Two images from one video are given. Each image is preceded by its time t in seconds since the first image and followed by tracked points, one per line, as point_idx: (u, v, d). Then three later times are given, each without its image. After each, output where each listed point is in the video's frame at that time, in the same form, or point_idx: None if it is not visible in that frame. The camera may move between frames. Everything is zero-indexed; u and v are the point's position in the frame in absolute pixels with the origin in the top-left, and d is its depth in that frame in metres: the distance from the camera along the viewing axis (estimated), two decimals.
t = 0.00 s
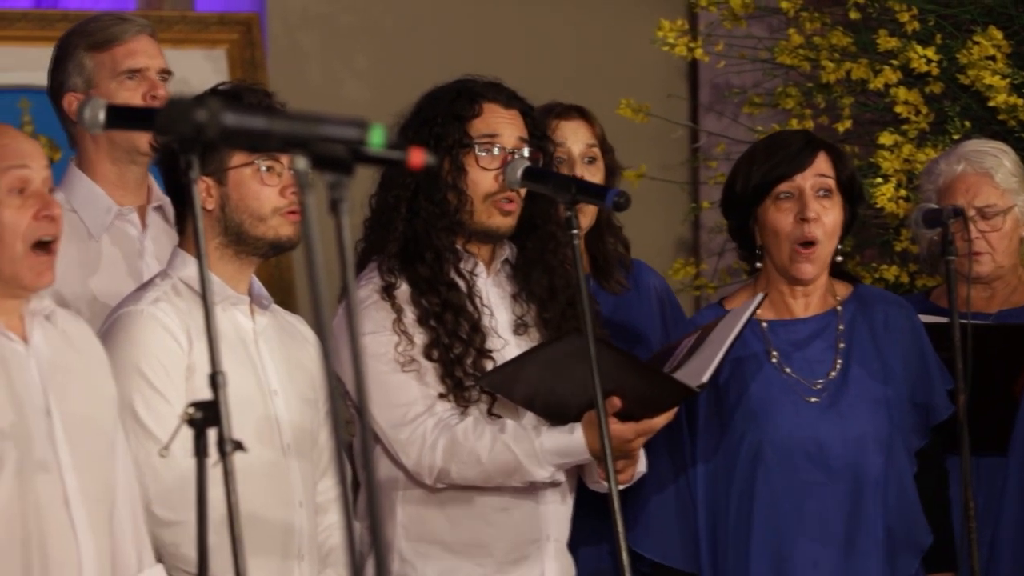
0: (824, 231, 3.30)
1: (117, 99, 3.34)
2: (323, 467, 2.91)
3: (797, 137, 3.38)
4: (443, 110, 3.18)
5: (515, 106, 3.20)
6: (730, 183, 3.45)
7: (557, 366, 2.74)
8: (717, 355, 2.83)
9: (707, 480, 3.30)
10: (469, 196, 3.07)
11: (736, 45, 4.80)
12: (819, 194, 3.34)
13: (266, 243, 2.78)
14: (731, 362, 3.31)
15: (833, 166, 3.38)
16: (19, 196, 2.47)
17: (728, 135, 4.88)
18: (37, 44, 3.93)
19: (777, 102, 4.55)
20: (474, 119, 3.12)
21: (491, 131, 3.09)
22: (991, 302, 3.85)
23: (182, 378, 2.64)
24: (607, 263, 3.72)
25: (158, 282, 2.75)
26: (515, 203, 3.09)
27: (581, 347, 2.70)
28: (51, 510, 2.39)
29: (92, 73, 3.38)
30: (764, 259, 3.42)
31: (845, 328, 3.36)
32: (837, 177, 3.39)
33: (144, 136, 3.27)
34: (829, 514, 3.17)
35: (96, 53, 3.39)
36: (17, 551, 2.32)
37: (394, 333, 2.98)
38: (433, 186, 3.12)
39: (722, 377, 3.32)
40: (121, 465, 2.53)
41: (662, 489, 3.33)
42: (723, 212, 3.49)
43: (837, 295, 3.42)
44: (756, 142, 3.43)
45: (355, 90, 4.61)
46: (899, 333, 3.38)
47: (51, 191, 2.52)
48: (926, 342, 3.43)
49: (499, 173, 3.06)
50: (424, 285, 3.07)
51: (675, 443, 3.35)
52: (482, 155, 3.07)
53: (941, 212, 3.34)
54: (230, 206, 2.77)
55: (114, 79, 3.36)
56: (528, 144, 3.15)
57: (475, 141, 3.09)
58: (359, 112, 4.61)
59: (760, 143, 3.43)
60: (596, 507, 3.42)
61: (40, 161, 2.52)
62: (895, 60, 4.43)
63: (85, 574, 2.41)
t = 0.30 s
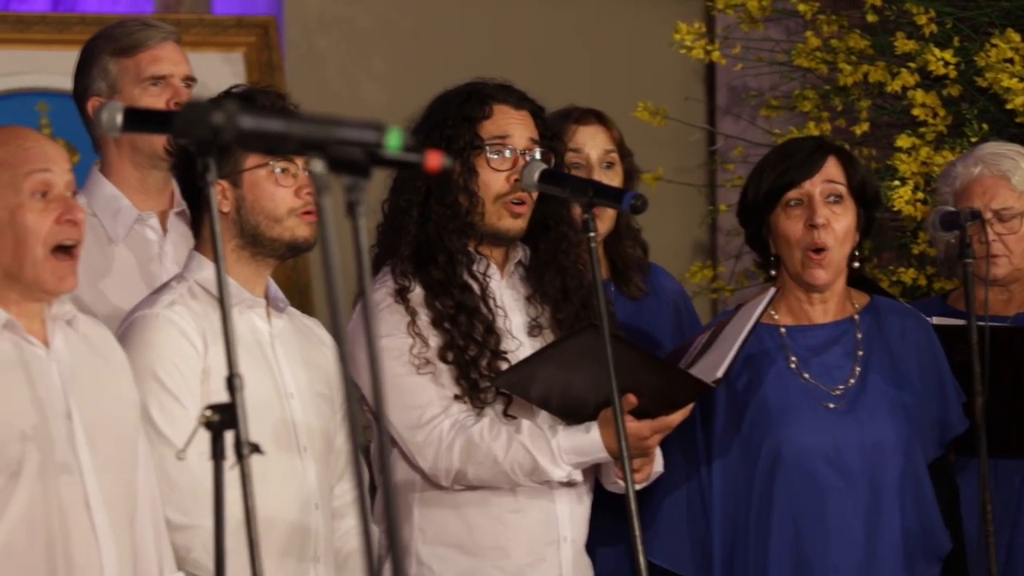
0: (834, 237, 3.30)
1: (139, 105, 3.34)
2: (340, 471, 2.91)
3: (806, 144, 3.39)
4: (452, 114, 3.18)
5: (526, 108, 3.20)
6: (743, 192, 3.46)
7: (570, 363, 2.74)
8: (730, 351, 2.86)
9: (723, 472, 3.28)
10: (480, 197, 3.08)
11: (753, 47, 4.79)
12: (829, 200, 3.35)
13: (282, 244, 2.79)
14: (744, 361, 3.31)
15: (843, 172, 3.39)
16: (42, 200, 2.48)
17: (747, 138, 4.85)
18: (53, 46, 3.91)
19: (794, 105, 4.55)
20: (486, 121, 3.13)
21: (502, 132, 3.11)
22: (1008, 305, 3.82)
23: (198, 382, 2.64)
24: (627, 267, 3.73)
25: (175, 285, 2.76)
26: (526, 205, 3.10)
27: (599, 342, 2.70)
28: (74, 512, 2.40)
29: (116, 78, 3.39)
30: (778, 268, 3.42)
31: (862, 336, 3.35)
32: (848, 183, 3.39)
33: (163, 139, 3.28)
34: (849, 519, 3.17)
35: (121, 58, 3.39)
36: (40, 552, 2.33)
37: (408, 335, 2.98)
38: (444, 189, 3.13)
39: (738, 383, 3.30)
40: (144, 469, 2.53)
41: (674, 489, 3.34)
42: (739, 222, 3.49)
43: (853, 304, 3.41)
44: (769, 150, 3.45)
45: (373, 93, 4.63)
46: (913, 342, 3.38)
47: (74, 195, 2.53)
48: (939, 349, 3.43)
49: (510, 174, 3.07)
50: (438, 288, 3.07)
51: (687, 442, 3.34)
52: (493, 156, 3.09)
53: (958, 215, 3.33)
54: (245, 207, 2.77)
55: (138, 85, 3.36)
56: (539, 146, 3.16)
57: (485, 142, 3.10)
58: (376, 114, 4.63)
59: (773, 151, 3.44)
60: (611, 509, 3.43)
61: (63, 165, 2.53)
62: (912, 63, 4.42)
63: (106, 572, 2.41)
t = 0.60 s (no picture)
0: (857, 239, 3.30)
1: (156, 108, 3.34)
2: (357, 478, 2.90)
3: (827, 148, 3.39)
4: (468, 116, 3.19)
5: (541, 114, 3.20)
6: (759, 193, 3.45)
7: (584, 364, 2.74)
8: (746, 353, 2.87)
9: (738, 481, 3.27)
10: (494, 203, 3.08)
11: (769, 50, 4.79)
12: (851, 203, 3.35)
13: (300, 246, 2.78)
14: (760, 366, 3.31)
15: (863, 176, 3.40)
16: (55, 206, 2.48)
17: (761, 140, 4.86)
18: (71, 49, 3.92)
19: (810, 107, 4.54)
20: (501, 125, 3.13)
21: (518, 137, 3.10)
22: None
23: (213, 386, 2.65)
24: (644, 267, 3.71)
25: (192, 287, 2.76)
26: (540, 210, 3.10)
27: (615, 345, 2.71)
28: (90, 513, 2.40)
29: (134, 81, 3.39)
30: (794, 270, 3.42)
31: (875, 338, 3.35)
32: (867, 187, 3.40)
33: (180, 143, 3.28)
34: (866, 518, 3.17)
35: (138, 62, 3.40)
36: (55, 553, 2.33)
37: (423, 338, 2.98)
38: (458, 190, 3.14)
39: (753, 385, 3.29)
40: (155, 480, 2.52)
41: (689, 492, 3.33)
42: (752, 226, 3.49)
43: (867, 307, 3.41)
44: (786, 152, 3.44)
45: (388, 94, 4.58)
46: (926, 344, 3.38)
47: (90, 205, 2.53)
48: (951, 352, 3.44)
49: (522, 179, 3.07)
50: (452, 290, 3.07)
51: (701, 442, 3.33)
52: (507, 161, 3.09)
53: (976, 216, 3.32)
54: (263, 209, 2.78)
55: (156, 88, 3.36)
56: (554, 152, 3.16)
57: (500, 146, 3.10)
58: (393, 117, 4.59)
59: (789, 153, 3.44)
60: (627, 510, 3.43)
61: (82, 175, 2.53)
62: (929, 65, 4.42)
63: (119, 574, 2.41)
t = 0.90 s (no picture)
0: (872, 242, 3.33)
1: (171, 108, 3.34)
2: (372, 480, 2.90)
3: (841, 149, 3.41)
4: (475, 118, 3.18)
5: (548, 110, 3.20)
6: (769, 195, 3.46)
7: (601, 362, 2.74)
8: (759, 347, 2.86)
9: (755, 470, 3.27)
10: (506, 202, 3.09)
11: (785, 51, 4.78)
12: (865, 204, 3.38)
13: (313, 250, 2.79)
14: (771, 365, 3.31)
15: (876, 177, 3.42)
16: (82, 207, 2.53)
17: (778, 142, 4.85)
18: (87, 50, 3.93)
19: (826, 109, 4.53)
20: (509, 124, 3.13)
21: (526, 135, 3.10)
22: None
23: (229, 389, 2.63)
24: (666, 264, 3.71)
25: (209, 288, 2.77)
26: (549, 214, 3.13)
27: (630, 344, 2.68)
28: (95, 516, 2.43)
29: (149, 82, 3.39)
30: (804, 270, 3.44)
31: (887, 338, 3.36)
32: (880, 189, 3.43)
33: (196, 144, 3.28)
34: (880, 515, 3.17)
35: (153, 62, 3.40)
36: (63, 555, 2.37)
37: (437, 339, 2.98)
38: (469, 192, 3.14)
39: (766, 384, 3.30)
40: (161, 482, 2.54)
41: (705, 491, 3.32)
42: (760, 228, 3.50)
43: (879, 309, 3.42)
44: (797, 154, 3.45)
45: (405, 97, 4.55)
46: (938, 342, 3.38)
47: (110, 208, 2.58)
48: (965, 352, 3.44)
49: (534, 177, 3.08)
50: (465, 291, 3.07)
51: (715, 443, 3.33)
52: (517, 160, 3.09)
53: (991, 218, 3.31)
54: (279, 210, 2.78)
55: (171, 88, 3.36)
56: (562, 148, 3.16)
57: (510, 145, 3.10)
58: (408, 119, 4.56)
59: (800, 154, 3.45)
60: (643, 510, 3.43)
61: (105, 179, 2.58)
62: (946, 66, 4.41)
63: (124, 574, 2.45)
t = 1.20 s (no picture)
0: (877, 237, 3.36)
1: (185, 109, 3.35)
2: (388, 482, 2.90)
3: (845, 148, 3.45)
4: (490, 119, 3.19)
5: (563, 111, 3.21)
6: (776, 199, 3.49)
7: (616, 360, 2.73)
8: (775, 346, 2.86)
9: (769, 471, 3.29)
10: (521, 202, 3.09)
11: (801, 52, 4.78)
12: (870, 201, 3.40)
13: (329, 252, 2.79)
14: (783, 368, 3.32)
15: (882, 175, 3.45)
16: (89, 210, 2.54)
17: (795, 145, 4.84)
18: (104, 51, 3.93)
19: (842, 110, 4.53)
20: (524, 124, 3.13)
21: (541, 134, 3.11)
22: None
23: (242, 391, 2.63)
24: (690, 266, 3.71)
25: (224, 289, 2.77)
26: (563, 214, 3.13)
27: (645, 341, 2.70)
28: (104, 519, 2.46)
29: (162, 84, 3.40)
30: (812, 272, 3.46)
31: (896, 338, 3.36)
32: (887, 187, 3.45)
33: (211, 146, 3.28)
34: (889, 515, 3.17)
35: (166, 63, 3.40)
36: (73, 556, 2.40)
37: (452, 340, 2.99)
38: (485, 192, 3.14)
39: (776, 385, 3.32)
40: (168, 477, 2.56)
41: (721, 491, 3.33)
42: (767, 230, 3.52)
43: (888, 310, 3.43)
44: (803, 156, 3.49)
45: (421, 97, 4.57)
46: (950, 344, 3.37)
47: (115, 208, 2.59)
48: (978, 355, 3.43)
49: (550, 176, 3.08)
50: (479, 292, 3.08)
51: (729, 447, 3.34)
52: (532, 159, 3.09)
53: (1008, 220, 3.32)
54: (295, 212, 2.78)
55: (184, 90, 3.37)
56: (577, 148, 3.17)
57: (524, 145, 3.11)
58: (425, 120, 4.57)
59: (806, 156, 3.49)
60: (660, 511, 3.43)
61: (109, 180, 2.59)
62: (962, 67, 4.40)
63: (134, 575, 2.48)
